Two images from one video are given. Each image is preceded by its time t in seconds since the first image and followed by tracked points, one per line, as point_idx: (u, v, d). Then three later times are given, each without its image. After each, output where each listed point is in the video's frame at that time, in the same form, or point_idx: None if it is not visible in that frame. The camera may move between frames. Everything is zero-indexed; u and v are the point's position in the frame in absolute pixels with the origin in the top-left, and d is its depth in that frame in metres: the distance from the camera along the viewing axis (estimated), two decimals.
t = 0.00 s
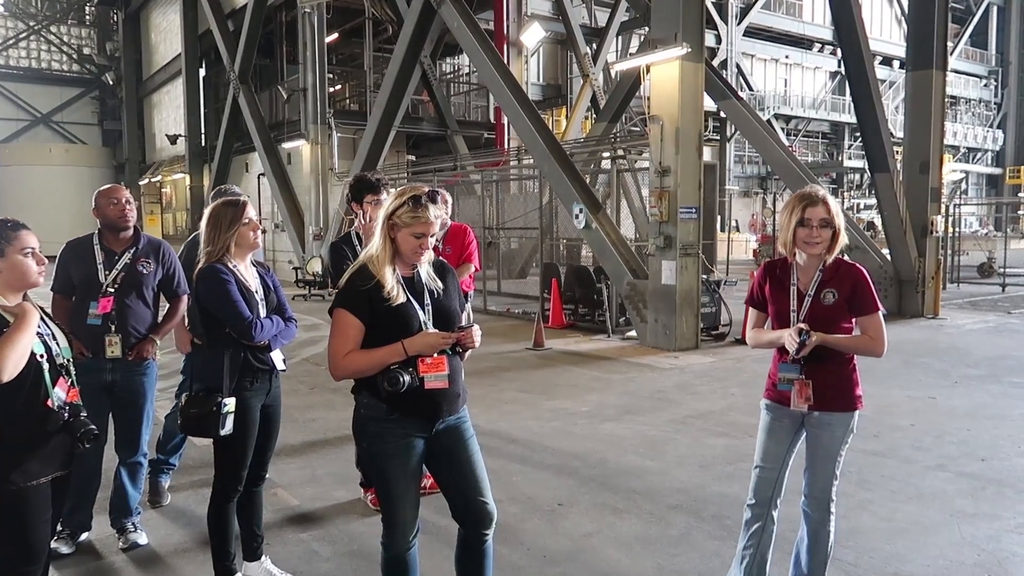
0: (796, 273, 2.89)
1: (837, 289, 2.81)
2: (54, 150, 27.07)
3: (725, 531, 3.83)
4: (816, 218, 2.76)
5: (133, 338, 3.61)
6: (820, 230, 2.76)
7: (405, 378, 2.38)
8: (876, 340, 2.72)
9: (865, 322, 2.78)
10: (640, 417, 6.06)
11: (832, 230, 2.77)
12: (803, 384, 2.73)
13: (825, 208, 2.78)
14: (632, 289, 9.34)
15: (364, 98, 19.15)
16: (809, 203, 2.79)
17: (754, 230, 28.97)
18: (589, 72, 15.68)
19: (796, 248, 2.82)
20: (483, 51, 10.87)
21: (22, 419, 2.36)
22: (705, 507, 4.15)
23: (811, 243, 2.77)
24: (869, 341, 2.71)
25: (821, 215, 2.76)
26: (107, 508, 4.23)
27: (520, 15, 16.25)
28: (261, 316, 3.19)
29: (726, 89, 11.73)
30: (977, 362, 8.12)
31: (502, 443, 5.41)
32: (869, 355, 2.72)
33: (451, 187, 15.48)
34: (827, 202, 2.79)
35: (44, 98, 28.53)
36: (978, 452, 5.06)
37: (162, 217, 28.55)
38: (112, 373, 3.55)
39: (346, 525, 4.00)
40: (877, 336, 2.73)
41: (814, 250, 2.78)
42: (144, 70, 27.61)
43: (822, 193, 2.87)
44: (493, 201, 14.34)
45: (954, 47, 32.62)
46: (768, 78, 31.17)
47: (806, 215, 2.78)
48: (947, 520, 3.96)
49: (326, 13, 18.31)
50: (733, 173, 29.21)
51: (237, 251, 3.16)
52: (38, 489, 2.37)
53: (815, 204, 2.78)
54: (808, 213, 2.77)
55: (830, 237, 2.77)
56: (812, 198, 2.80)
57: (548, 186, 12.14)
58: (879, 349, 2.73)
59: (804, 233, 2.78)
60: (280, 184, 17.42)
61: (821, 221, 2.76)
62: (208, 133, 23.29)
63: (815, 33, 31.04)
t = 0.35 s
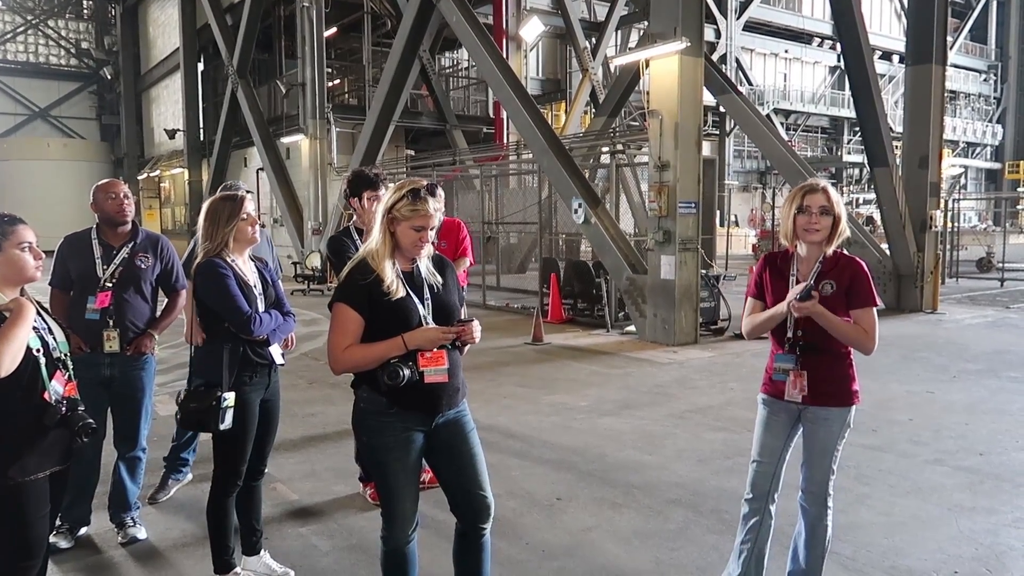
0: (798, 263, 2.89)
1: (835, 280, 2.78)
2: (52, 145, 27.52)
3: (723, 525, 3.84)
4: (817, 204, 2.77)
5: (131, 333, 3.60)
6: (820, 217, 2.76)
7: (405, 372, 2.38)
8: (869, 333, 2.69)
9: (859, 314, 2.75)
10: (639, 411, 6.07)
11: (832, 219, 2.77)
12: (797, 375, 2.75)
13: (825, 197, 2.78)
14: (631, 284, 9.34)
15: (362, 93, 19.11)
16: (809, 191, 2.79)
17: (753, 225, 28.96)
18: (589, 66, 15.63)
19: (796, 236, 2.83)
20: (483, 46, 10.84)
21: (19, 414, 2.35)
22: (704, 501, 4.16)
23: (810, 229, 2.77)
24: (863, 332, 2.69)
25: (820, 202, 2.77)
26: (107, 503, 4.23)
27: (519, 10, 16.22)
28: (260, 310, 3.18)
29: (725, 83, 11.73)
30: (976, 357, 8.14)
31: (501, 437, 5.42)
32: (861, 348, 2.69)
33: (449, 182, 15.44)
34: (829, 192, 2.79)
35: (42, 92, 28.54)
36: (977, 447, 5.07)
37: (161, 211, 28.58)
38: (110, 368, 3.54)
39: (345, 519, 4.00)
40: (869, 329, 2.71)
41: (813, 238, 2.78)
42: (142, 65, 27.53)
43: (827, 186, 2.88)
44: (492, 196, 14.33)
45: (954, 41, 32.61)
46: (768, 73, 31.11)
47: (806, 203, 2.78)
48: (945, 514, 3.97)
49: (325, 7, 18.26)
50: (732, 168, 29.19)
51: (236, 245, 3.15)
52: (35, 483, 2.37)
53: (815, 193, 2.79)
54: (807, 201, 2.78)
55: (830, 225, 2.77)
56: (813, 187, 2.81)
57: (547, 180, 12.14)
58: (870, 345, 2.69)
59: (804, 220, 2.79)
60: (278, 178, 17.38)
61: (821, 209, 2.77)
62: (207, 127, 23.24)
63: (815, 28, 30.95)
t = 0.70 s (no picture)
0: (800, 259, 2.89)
1: (835, 274, 2.77)
2: (50, 142, 27.81)
3: (721, 523, 3.84)
4: (819, 196, 2.78)
5: (129, 331, 3.60)
6: (821, 210, 2.78)
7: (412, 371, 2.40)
8: (863, 328, 2.67)
9: (856, 307, 2.73)
10: (637, 409, 6.08)
11: (833, 214, 2.79)
12: (796, 369, 2.76)
13: (825, 190, 2.79)
14: (629, 282, 9.34)
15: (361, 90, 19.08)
16: (809, 185, 2.81)
17: (752, 223, 28.96)
18: (587, 63, 15.63)
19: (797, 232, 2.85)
20: (481, 44, 10.82)
21: (16, 413, 2.35)
22: (702, 499, 4.16)
23: (810, 223, 2.79)
24: (859, 324, 2.67)
25: (820, 196, 2.78)
26: (105, 502, 4.23)
27: (517, 7, 16.23)
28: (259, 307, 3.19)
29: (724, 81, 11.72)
30: (974, 355, 8.14)
31: (499, 436, 5.42)
32: (855, 340, 2.67)
33: (448, 180, 15.44)
34: (830, 186, 2.79)
35: (40, 90, 28.52)
36: (975, 444, 5.07)
37: (159, 209, 28.56)
38: (108, 367, 3.54)
39: (343, 517, 4.00)
40: (864, 321, 2.68)
41: (814, 232, 2.79)
42: (140, 63, 27.48)
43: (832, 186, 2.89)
44: (490, 194, 14.31)
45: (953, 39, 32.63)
46: (766, 70, 31.09)
47: (806, 196, 2.80)
48: (942, 511, 3.98)
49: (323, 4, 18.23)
50: (731, 166, 29.20)
51: (235, 242, 3.15)
52: (33, 482, 2.37)
53: (815, 187, 2.79)
54: (807, 195, 2.79)
55: (830, 220, 2.78)
56: (814, 181, 2.82)
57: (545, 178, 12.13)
58: (862, 340, 2.67)
59: (805, 215, 2.81)
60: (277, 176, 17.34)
61: (821, 203, 2.78)
62: (205, 125, 23.21)
63: (814, 25, 30.94)
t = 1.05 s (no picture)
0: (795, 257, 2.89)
1: (831, 275, 2.77)
2: (44, 140, 27.81)
3: (717, 521, 3.85)
4: (812, 196, 2.79)
5: (124, 330, 3.59)
6: (815, 210, 2.79)
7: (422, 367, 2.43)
8: (857, 326, 2.67)
9: (850, 307, 2.73)
10: (633, 408, 6.09)
11: (829, 214, 2.79)
12: (791, 367, 2.76)
13: (818, 190, 2.79)
14: (625, 280, 9.35)
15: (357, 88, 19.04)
16: (804, 184, 2.81)
17: (748, 222, 28.98)
18: (583, 62, 15.64)
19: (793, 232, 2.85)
20: (478, 43, 10.80)
21: (10, 412, 2.34)
22: (697, 498, 4.17)
23: (804, 224, 2.80)
24: (852, 324, 2.67)
25: (814, 196, 2.78)
26: (100, 500, 4.22)
27: (513, 6, 16.24)
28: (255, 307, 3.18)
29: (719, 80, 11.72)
30: (968, 353, 8.17)
31: (494, 434, 5.42)
32: (848, 339, 2.67)
33: (444, 179, 15.42)
34: (825, 186, 2.80)
35: (34, 88, 28.40)
36: (969, 442, 5.09)
37: (154, 207, 28.48)
38: (103, 366, 3.53)
39: (339, 516, 4.00)
40: (858, 321, 2.68)
41: (808, 231, 2.80)
42: (135, 60, 27.38)
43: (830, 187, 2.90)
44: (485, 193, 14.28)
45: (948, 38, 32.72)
46: (762, 69, 31.09)
47: (800, 196, 2.81)
48: (936, 509, 3.99)
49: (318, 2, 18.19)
50: (727, 164, 29.23)
51: (232, 239, 3.15)
52: (26, 482, 2.36)
53: (809, 187, 2.80)
54: (801, 194, 2.80)
55: (823, 220, 2.79)
56: (809, 181, 2.82)
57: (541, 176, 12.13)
58: (857, 337, 2.67)
59: (798, 216, 2.82)
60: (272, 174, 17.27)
61: (814, 203, 2.79)
62: (200, 123, 23.16)
63: (809, 24, 30.98)
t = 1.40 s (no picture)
0: (791, 260, 2.91)
1: (827, 280, 2.78)
2: (42, 139, 28.07)
3: (713, 520, 3.86)
4: (795, 198, 2.80)
5: (120, 329, 3.58)
6: (800, 212, 2.78)
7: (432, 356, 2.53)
8: (854, 336, 2.69)
9: (848, 315, 2.74)
10: (630, 407, 6.09)
11: (819, 214, 2.77)
12: (788, 371, 2.76)
13: (804, 193, 2.80)
14: (623, 280, 9.35)
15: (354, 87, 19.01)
16: (793, 189, 2.83)
17: (745, 221, 28.99)
18: (581, 61, 15.64)
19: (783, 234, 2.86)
20: (475, 43, 10.77)
21: (7, 411, 2.33)
22: (694, 497, 4.18)
23: (789, 227, 2.81)
24: (848, 334, 2.70)
25: (797, 201, 2.80)
26: (97, 500, 4.21)
27: (511, 5, 16.21)
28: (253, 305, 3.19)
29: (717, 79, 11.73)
30: (964, 352, 8.19)
31: (491, 433, 5.42)
32: (845, 349, 2.70)
33: (442, 178, 15.42)
34: (813, 187, 2.80)
35: (30, 86, 28.26)
36: (965, 442, 5.11)
37: (151, 206, 28.45)
38: (99, 365, 3.53)
39: (335, 516, 4.00)
40: (854, 332, 2.70)
41: (795, 235, 2.80)
42: (132, 59, 27.26)
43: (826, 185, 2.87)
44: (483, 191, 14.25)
45: (945, 38, 32.85)
46: (760, 68, 31.08)
47: (787, 200, 2.83)
48: (932, 508, 4.00)
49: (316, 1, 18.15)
50: (724, 164, 29.25)
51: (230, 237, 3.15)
52: (22, 481, 2.36)
53: (796, 191, 2.81)
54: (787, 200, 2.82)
55: (812, 222, 2.77)
56: (798, 185, 2.83)
57: (538, 175, 12.10)
58: (855, 347, 2.69)
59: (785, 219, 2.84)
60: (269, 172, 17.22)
61: (799, 206, 2.79)
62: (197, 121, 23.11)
63: (806, 24, 31.01)
